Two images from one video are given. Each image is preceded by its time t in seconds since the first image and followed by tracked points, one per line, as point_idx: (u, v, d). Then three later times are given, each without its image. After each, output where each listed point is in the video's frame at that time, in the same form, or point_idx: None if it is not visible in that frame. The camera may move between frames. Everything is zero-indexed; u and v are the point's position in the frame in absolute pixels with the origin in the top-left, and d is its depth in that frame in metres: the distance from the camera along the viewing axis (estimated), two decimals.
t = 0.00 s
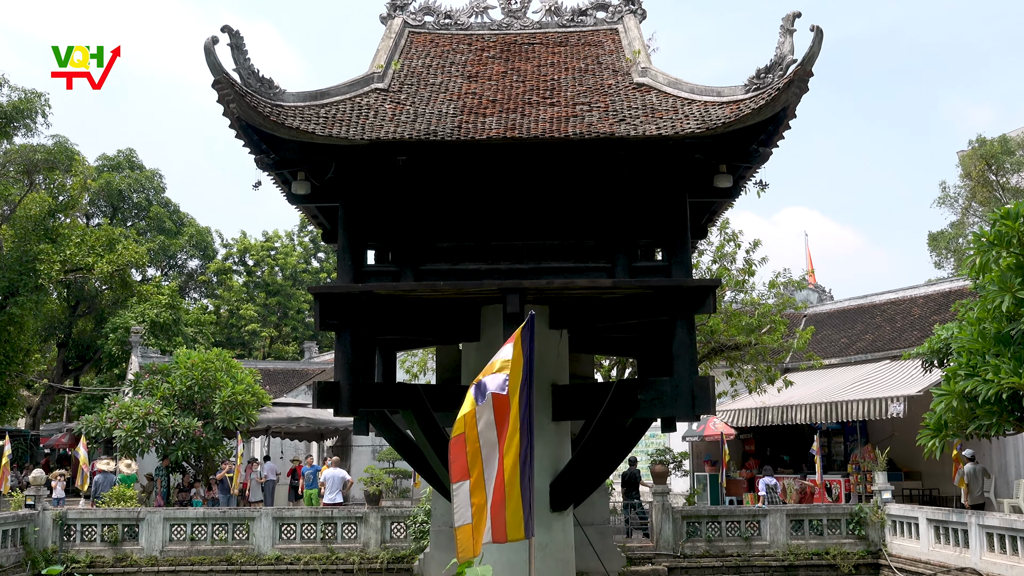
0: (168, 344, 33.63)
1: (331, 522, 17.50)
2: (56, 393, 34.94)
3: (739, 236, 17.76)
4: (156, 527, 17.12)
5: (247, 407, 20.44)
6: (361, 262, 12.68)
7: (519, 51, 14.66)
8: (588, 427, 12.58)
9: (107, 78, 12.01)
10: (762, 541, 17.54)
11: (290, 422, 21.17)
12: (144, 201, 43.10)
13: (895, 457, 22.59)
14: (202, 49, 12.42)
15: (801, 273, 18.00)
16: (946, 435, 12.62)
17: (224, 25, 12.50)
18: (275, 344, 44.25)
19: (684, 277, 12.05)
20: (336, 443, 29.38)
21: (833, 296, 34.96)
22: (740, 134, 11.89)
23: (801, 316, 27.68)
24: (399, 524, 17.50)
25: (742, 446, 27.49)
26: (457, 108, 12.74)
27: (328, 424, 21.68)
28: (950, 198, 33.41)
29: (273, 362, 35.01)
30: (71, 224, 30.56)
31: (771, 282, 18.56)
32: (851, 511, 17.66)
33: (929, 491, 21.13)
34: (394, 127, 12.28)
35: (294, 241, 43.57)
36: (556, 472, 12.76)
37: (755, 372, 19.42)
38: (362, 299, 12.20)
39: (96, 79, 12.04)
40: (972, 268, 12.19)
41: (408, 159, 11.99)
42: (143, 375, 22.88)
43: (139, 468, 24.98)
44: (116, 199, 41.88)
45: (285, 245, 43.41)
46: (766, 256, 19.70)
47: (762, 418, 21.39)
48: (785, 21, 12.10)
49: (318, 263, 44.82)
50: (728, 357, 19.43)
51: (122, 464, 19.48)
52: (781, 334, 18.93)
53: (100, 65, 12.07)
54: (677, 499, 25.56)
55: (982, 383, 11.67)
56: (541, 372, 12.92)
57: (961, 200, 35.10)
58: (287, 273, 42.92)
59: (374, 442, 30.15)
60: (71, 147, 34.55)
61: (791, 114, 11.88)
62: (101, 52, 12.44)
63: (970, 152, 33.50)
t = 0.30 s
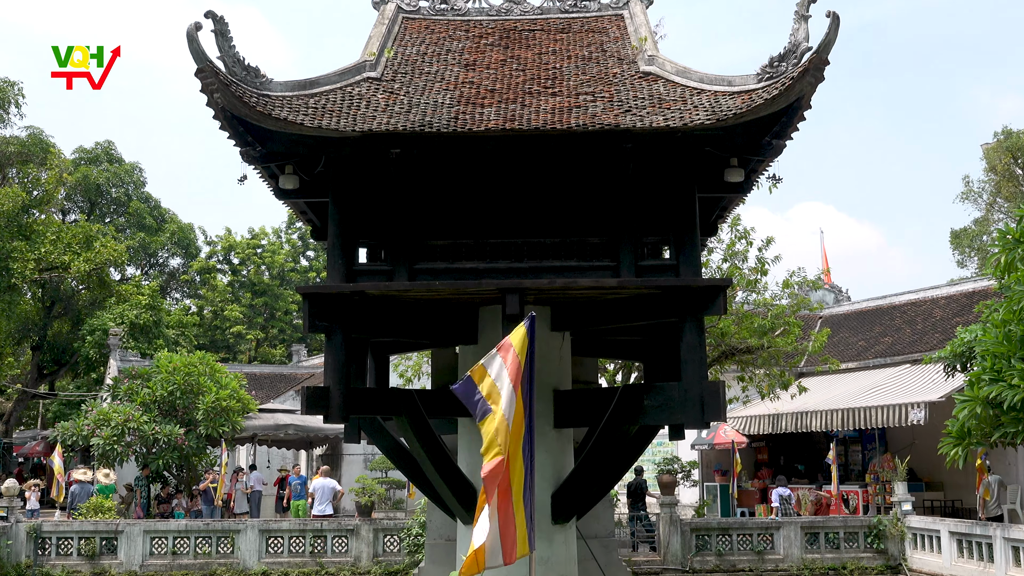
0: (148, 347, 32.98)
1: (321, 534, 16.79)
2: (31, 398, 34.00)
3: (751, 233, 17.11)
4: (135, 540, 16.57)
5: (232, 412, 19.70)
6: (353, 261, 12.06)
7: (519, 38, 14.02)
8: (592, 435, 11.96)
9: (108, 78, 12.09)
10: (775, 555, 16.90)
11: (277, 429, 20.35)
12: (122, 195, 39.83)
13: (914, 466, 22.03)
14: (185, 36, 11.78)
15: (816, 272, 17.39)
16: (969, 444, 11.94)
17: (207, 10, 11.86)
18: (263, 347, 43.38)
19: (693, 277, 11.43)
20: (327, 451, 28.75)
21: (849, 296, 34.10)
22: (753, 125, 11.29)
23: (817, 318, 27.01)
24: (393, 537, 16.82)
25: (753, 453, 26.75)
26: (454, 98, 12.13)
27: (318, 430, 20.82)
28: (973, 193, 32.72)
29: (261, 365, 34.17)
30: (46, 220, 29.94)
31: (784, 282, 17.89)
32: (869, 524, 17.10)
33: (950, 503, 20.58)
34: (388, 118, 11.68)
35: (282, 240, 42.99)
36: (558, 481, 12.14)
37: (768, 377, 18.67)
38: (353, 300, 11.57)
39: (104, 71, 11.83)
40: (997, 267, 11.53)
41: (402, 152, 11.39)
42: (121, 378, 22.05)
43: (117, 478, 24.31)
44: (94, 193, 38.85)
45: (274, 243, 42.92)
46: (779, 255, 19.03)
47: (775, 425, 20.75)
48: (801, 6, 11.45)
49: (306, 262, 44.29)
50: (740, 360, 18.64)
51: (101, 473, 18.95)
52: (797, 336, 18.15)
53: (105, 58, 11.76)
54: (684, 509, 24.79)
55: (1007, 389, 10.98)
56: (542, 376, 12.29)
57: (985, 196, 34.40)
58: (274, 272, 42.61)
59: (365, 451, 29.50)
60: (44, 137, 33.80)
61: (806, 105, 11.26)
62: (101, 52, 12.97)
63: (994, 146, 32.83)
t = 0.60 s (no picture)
0: (130, 350, 32.25)
1: (311, 547, 15.78)
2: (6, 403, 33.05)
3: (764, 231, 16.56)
4: (116, 553, 15.62)
5: (217, 419, 18.80)
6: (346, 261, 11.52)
7: (519, 27, 13.48)
8: (596, 442, 11.43)
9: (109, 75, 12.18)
10: (788, 568, 15.91)
11: (266, 438, 19.38)
12: (104, 192, 40.33)
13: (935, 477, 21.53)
14: (169, 24, 11.24)
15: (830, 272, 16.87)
16: (992, 452, 11.38)
17: None
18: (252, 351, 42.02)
19: (701, 276, 10.91)
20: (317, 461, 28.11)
21: (868, 295, 33.27)
22: (765, 117, 10.79)
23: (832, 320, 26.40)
24: (386, 549, 15.87)
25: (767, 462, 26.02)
26: (451, 89, 11.60)
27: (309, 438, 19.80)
28: (995, 188, 32.08)
29: (248, 370, 33.34)
30: (21, 219, 29.77)
31: (797, 282, 17.33)
32: (886, 535, 16.02)
33: (971, 514, 20.19)
34: (382, 111, 11.17)
35: (270, 238, 42.32)
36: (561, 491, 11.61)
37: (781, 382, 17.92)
38: (345, 301, 11.07)
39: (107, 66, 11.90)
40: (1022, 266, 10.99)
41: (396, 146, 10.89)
42: (102, 385, 21.17)
43: (98, 487, 23.75)
44: (73, 189, 39.25)
45: (262, 241, 42.22)
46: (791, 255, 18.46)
47: (788, 432, 20.21)
48: None
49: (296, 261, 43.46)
50: (751, 365, 17.84)
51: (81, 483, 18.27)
52: (810, 338, 17.49)
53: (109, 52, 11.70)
54: (691, 519, 24.11)
55: None
56: (543, 381, 11.77)
57: (1009, 192, 33.76)
58: (261, 272, 41.35)
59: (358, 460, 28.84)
60: (19, 130, 33.57)
61: (819, 96, 10.73)
62: (101, 53, 13.27)
63: (1018, 140, 32.16)
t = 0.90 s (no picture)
0: (108, 354, 30.70)
1: (299, 562, 13.91)
2: None
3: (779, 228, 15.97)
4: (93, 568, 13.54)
5: (200, 426, 16.89)
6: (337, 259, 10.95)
7: (519, 13, 12.91)
8: (599, 451, 10.87)
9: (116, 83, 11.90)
10: None
11: (252, 445, 17.73)
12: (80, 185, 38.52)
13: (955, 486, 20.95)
14: (151, 9, 10.65)
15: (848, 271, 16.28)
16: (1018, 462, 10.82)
17: None
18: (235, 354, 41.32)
19: (711, 276, 10.34)
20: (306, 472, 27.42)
21: (883, 298, 32.45)
22: (778, 107, 10.24)
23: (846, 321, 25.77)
24: (378, 564, 14.25)
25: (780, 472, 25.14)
26: (447, 78, 11.04)
27: (296, 447, 18.38)
28: (1019, 182, 31.37)
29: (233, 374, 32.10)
30: None
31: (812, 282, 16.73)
32: (906, 549, 15.37)
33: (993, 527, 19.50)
34: (374, 100, 10.60)
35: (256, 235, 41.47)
36: (562, 501, 11.05)
37: (793, 389, 16.87)
38: (334, 301, 10.51)
39: (110, 75, 11.57)
40: None
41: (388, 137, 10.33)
42: (71, 390, 19.06)
43: (73, 497, 23.06)
44: (48, 183, 37.07)
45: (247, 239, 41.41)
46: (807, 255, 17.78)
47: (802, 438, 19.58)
48: None
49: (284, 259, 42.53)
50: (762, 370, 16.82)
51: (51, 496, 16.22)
52: (825, 341, 16.42)
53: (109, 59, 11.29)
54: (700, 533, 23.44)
55: None
56: (543, 386, 11.20)
57: None
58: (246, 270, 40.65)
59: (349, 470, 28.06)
60: None
61: (836, 86, 10.19)
62: (101, 52, 12.80)
63: None
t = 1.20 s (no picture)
0: (88, 357, 29.87)
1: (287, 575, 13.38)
2: None
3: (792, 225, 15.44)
4: None
5: (186, 433, 16.02)
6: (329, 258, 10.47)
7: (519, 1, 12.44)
8: (604, 459, 10.41)
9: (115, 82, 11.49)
10: None
11: (238, 453, 16.73)
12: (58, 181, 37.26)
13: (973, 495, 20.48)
14: None
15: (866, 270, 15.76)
16: None
17: None
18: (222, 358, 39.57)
19: (721, 276, 9.86)
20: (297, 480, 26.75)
21: (902, 297, 31.72)
22: (791, 99, 9.78)
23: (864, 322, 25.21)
24: None
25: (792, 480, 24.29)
26: (443, 68, 10.58)
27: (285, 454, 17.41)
28: None
29: (220, 379, 30.79)
30: None
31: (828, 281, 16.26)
32: (927, 561, 14.85)
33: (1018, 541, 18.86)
34: (367, 92, 10.12)
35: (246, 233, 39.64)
36: (564, 512, 10.59)
37: (807, 393, 16.31)
38: (326, 302, 10.03)
39: (118, 74, 11.04)
40: None
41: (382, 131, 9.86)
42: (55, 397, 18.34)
43: (52, 509, 22.52)
44: (25, 178, 36.08)
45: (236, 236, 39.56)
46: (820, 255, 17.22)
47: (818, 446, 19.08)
48: None
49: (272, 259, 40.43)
50: (775, 372, 16.05)
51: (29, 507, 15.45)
52: (841, 344, 15.78)
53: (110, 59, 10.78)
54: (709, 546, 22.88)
55: None
56: (545, 391, 10.73)
57: None
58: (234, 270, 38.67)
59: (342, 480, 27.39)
60: None
61: (852, 76, 9.70)
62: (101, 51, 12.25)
63: None
